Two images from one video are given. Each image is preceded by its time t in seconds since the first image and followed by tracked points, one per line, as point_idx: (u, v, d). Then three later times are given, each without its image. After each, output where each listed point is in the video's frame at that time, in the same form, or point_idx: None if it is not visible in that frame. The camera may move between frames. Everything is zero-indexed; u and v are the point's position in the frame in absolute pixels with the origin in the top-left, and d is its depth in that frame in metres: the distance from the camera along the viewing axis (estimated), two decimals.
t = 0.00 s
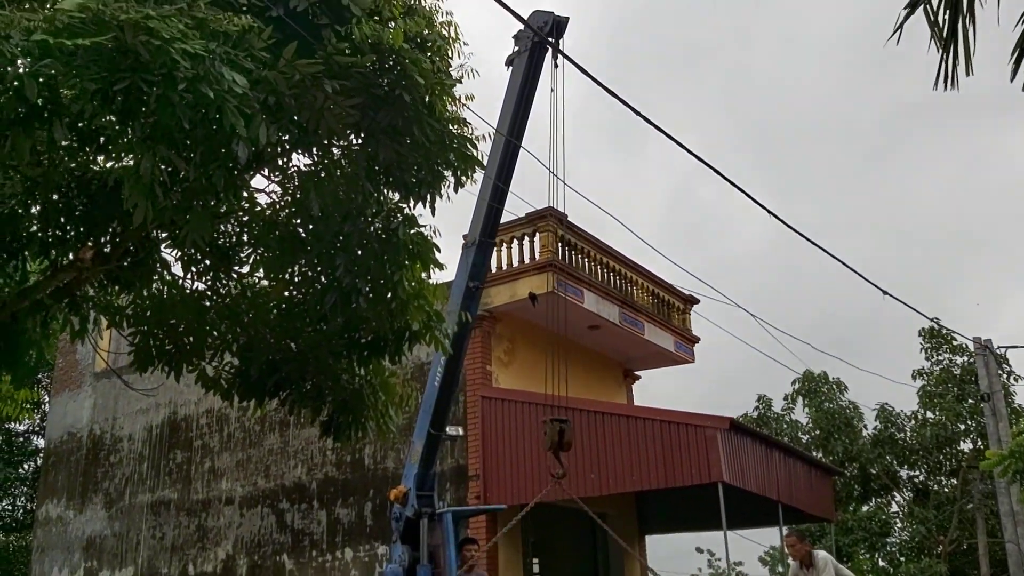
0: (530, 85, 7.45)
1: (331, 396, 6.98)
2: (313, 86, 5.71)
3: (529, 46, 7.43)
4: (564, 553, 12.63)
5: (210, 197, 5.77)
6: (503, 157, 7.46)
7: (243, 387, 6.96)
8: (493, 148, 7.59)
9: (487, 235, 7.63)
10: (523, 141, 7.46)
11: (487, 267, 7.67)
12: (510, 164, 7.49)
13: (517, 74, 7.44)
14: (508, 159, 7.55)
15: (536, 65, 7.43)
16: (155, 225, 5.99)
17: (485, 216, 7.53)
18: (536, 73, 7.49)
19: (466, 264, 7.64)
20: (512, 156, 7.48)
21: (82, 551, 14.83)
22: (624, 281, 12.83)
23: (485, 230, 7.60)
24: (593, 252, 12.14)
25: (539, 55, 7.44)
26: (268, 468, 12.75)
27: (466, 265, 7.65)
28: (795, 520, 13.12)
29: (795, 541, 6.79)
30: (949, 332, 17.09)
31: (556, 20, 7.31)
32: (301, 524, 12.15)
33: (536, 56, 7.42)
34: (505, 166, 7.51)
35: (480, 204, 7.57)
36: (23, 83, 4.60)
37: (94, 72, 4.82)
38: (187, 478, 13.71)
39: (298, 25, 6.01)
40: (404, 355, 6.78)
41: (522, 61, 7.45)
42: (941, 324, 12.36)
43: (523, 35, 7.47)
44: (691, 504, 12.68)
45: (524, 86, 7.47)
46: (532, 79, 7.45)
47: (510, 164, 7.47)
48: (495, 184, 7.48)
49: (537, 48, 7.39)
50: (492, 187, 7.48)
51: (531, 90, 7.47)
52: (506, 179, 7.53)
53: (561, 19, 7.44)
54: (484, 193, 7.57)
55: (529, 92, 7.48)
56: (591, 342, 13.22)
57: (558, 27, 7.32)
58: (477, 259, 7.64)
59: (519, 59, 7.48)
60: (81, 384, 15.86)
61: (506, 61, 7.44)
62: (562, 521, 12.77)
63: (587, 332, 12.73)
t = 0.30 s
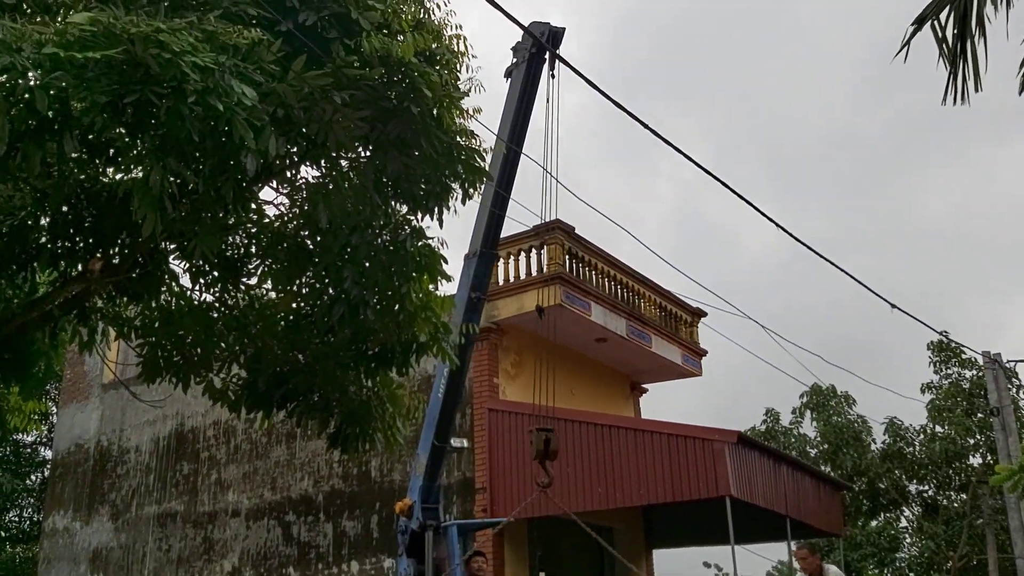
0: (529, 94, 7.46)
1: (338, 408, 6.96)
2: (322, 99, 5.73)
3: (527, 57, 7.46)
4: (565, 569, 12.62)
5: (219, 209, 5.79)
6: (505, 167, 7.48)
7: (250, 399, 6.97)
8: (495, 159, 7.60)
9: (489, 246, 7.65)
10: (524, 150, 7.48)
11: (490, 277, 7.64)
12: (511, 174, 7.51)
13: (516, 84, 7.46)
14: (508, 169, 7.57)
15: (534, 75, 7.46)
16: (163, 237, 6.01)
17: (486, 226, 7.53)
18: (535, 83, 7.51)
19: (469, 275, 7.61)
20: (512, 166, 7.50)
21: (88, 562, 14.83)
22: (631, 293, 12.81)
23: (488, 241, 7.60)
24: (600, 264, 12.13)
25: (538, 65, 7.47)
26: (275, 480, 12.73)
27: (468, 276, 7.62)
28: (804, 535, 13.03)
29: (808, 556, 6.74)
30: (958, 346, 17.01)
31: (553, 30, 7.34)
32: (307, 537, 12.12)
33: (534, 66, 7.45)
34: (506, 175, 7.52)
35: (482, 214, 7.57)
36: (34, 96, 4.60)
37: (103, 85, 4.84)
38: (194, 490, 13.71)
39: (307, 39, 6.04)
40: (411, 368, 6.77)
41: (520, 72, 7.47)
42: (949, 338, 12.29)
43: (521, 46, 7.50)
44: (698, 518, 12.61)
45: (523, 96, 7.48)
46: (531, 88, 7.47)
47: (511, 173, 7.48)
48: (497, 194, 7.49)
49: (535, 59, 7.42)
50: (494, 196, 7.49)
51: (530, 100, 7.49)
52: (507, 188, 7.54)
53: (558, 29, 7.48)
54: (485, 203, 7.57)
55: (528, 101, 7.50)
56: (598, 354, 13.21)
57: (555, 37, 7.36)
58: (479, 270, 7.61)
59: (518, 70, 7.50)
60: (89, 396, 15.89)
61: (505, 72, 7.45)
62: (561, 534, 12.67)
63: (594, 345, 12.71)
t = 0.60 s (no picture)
0: (529, 99, 7.45)
1: (348, 414, 6.96)
2: (334, 104, 5.75)
3: (525, 61, 7.46)
4: None
5: (231, 214, 5.81)
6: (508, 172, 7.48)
7: (261, 403, 6.97)
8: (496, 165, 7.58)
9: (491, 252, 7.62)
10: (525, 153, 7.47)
11: (493, 283, 7.61)
12: (514, 179, 7.51)
13: (514, 88, 7.45)
14: (509, 174, 7.56)
15: (532, 79, 7.45)
16: (176, 242, 6.03)
17: (488, 230, 7.50)
18: (534, 87, 7.51)
19: (471, 281, 7.57)
20: (514, 170, 7.49)
21: (98, 567, 14.88)
22: (641, 301, 12.78)
23: (489, 246, 7.58)
24: (610, 271, 12.11)
25: (536, 68, 7.47)
26: (285, 486, 12.74)
27: (471, 282, 7.59)
28: (815, 544, 12.96)
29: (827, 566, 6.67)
30: (971, 355, 16.92)
31: (551, 33, 7.35)
32: (317, 543, 12.12)
33: (532, 69, 7.44)
34: (509, 180, 7.51)
35: (483, 219, 7.55)
36: (49, 101, 4.63)
37: (118, 90, 4.88)
38: (204, 495, 13.72)
39: (320, 44, 6.06)
40: (422, 373, 6.77)
41: (519, 76, 7.47)
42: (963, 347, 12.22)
43: (519, 51, 7.50)
44: (709, 526, 12.54)
45: (521, 100, 7.47)
46: (531, 92, 7.47)
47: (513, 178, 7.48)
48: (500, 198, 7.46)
49: (534, 63, 7.41)
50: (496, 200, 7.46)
51: (530, 103, 7.49)
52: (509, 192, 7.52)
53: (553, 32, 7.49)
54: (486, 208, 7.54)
55: (526, 105, 7.49)
56: (608, 362, 13.17)
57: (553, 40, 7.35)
58: (482, 275, 7.58)
59: (517, 75, 7.49)
60: (100, 401, 15.95)
61: (504, 76, 7.44)
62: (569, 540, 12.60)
63: (603, 353, 12.68)
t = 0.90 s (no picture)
0: (525, 94, 7.51)
1: (358, 413, 6.92)
2: (345, 103, 5.77)
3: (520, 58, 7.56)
4: None
5: (242, 212, 5.84)
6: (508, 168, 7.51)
7: (271, 401, 6.99)
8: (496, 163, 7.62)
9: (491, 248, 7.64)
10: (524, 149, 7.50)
11: (494, 278, 7.63)
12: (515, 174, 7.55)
13: (508, 86, 7.52)
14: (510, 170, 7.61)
15: (526, 76, 7.52)
16: (187, 240, 6.05)
17: (487, 225, 7.53)
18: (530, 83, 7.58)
19: (472, 277, 7.59)
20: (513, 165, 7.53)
21: (109, 564, 14.95)
22: (651, 301, 12.77)
23: (488, 242, 7.58)
24: (620, 271, 12.11)
25: (531, 64, 7.56)
26: (294, 484, 12.77)
27: (472, 278, 7.60)
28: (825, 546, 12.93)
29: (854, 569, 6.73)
30: (982, 356, 16.84)
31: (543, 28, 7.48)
32: (326, 541, 12.14)
33: (527, 65, 7.53)
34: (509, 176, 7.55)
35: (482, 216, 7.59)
36: (62, 98, 4.65)
37: (131, 88, 4.91)
38: (214, 493, 13.76)
39: (330, 42, 6.07)
40: (431, 372, 6.78)
41: (514, 74, 7.56)
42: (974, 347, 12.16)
43: (513, 50, 7.61)
44: (718, 526, 12.51)
45: (517, 96, 7.55)
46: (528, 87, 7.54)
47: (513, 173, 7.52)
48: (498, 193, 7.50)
49: (527, 59, 7.49)
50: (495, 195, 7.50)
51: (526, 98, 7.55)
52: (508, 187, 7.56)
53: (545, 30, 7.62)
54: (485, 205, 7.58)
55: (522, 102, 7.55)
56: (617, 362, 13.16)
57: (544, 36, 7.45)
58: (482, 271, 7.60)
59: (511, 73, 7.58)
60: (111, 398, 16.03)
61: (499, 74, 7.53)
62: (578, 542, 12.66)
63: (612, 352, 12.68)
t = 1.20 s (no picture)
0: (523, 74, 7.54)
1: (365, 397, 6.98)
2: (353, 88, 5.76)
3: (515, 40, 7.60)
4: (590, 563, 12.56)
5: (250, 198, 5.84)
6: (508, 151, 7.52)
7: (279, 386, 7.01)
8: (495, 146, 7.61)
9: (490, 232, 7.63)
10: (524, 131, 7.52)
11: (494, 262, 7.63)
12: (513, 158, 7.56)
13: (506, 68, 7.50)
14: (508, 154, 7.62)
15: (522, 57, 7.57)
16: (195, 225, 6.05)
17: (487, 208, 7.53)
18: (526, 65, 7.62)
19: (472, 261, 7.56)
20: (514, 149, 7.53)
21: (118, 547, 15.06)
22: (658, 288, 12.76)
23: (487, 226, 7.58)
24: (627, 258, 12.09)
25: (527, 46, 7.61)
26: (301, 468, 12.82)
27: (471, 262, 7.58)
28: (831, 532, 12.95)
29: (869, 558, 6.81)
30: (990, 344, 16.80)
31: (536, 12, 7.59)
32: (333, 525, 12.20)
33: (523, 46, 7.57)
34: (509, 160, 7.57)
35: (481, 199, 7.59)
36: (71, 82, 4.65)
37: (139, 72, 4.91)
38: (222, 477, 13.82)
39: (338, 27, 6.05)
40: (439, 358, 6.80)
41: (510, 56, 7.55)
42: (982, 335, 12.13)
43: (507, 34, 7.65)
44: (724, 512, 12.53)
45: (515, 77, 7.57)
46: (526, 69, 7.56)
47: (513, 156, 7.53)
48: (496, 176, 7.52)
49: (522, 41, 7.56)
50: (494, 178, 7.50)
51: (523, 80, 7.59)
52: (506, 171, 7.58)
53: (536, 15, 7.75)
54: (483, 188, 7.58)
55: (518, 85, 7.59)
56: (623, 349, 13.16)
57: (538, 19, 7.59)
58: (482, 255, 7.59)
59: (507, 56, 7.57)
60: (120, 382, 16.10)
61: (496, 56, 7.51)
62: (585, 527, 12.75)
63: (619, 339, 12.68)
